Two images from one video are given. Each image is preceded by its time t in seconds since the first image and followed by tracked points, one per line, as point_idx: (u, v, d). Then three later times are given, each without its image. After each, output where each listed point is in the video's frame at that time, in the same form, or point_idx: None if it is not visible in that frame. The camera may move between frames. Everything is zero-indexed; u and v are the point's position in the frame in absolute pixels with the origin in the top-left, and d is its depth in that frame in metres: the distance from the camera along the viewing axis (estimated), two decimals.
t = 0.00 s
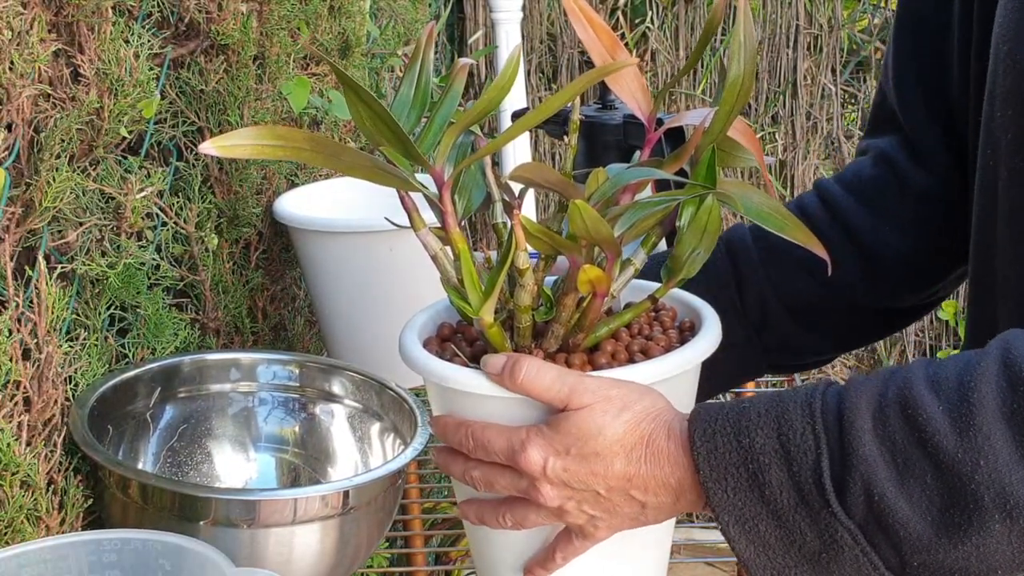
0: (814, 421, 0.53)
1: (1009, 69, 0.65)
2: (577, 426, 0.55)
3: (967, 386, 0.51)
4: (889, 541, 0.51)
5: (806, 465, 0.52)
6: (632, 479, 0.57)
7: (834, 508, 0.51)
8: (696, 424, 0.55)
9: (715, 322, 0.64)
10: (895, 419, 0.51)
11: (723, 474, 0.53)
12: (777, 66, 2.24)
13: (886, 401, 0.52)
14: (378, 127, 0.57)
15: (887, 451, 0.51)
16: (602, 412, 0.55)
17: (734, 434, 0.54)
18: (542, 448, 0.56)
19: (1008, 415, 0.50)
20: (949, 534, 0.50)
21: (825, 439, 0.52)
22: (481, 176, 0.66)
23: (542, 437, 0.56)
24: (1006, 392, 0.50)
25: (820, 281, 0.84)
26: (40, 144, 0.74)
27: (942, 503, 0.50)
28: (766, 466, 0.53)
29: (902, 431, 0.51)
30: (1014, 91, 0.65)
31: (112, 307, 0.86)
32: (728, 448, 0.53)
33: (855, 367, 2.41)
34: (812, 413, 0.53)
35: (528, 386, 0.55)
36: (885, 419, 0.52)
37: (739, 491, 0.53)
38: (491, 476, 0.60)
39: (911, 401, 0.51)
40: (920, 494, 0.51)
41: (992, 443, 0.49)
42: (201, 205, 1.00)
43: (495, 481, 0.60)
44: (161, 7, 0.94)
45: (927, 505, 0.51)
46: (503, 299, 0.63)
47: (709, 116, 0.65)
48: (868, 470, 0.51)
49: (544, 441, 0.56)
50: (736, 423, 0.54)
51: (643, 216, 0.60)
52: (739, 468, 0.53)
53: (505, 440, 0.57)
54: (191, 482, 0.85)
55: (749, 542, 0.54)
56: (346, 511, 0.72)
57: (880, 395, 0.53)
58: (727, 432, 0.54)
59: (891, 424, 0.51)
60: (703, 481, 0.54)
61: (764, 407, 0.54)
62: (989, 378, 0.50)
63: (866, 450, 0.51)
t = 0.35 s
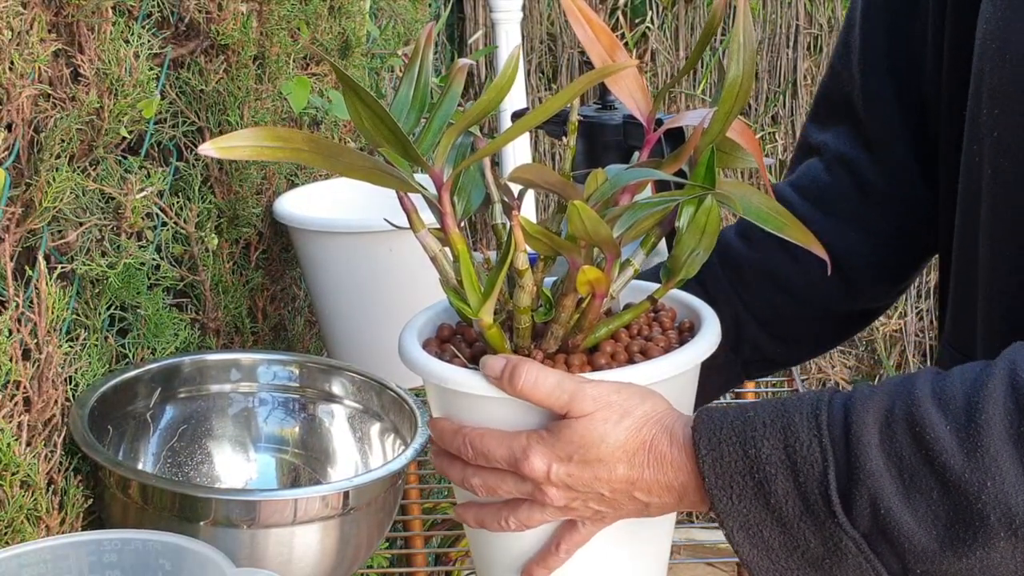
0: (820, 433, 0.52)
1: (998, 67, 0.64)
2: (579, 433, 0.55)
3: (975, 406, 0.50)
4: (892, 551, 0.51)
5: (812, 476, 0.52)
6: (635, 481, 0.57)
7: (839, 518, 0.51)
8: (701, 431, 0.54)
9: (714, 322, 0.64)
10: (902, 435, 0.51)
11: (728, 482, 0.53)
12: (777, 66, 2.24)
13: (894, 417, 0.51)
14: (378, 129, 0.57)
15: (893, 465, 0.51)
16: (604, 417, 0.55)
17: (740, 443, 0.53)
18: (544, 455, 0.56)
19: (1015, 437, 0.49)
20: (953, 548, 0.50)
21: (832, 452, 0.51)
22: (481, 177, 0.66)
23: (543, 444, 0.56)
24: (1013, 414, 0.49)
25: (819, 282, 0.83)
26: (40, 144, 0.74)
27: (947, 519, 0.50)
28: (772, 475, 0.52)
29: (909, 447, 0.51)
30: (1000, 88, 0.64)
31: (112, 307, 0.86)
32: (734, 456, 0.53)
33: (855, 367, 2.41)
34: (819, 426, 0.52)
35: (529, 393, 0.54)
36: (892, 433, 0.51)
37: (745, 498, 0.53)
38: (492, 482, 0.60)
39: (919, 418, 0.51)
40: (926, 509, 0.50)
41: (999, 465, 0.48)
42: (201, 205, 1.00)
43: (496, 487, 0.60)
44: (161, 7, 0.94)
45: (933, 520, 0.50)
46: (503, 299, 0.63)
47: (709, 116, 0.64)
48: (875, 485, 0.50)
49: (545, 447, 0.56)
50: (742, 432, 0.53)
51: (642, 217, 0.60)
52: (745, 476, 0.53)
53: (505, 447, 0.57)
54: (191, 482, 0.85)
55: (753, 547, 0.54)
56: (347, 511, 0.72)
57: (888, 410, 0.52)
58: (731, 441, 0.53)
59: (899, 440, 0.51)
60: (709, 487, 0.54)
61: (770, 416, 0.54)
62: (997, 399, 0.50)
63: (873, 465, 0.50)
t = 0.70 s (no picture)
0: (817, 435, 0.52)
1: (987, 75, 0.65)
2: (578, 432, 0.55)
3: (971, 411, 0.50)
4: (888, 555, 0.51)
5: (809, 478, 0.51)
6: (633, 482, 0.57)
7: (836, 521, 0.51)
8: (699, 432, 0.54)
9: (712, 322, 0.64)
10: (899, 439, 0.51)
11: (725, 484, 0.53)
12: (777, 65, 2.24)
13: (891, 420, 0.51)
14: (378, 129, 0.57)
15: (890, 469, 0.50)
16: (603, 417, 0.55)
17: (738, 445, 0.53)
18: (543, 455, 0.56)
19: (1011, 442, 0.49)
20: (949, 553, 0.50)
21: (829, 454, 0.51)
22: (481, 177, 0.66)
23: (542, 443, 0.56)
24: (1009, 419, 0.49)
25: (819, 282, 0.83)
26: (40, 144, 0.74)
27: (943, 524, 0.50)
28: (769, 477, 0.52)
29: (906, 451, 0.50)
30: (992, 94, 0.65)
31: (112, 307, 0.86)
32: (731, 458, 0.53)
33: (855, 367, 2.41)
34: (816, 428, 0.52)
35: (527, 392, 0.54)
36: (889, 437, 0.51)
37: (741, 500, 0.53)
38: (490, 482, 0.60)
39: (916, 421, 0.51)
40: (922, 513, 0.50)
41: (995, 470, 0.48)
42: (201, 205, 1.00)
43: (495, 486, 0.60)
44: (161, 7, 0.94)
45: (929, 525, 0.50)
46: (503, 300, 0.63)
47: (708, 116, 0.64)
48: (871, 488, 0.50)
49: (544, 447, 0.56)
50: (740, 434, 0.53)
51: (642, 217, 0.60)
52: (741, 478, 0.53)
53: (504, 447, 0.57)
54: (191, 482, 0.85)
55: (749, 549, 0.54)
56: (347, 511, 0.72)
57: (885, 413, 0.52)
58: (729, 443, 0.53)
59: (895, 443, 0.51)
60: (705, 489, 0.54)
61: (768, 418, 0.54)
62: (994, 404, 0.49)
63: (870, 468, 0.50)
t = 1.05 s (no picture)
0: (814, 434, 0.52)
1: (969, 81, 0.64)
2: (578, 432, 0.55)
3: (965, 409, 0.49)
4: (884, 556, 0.51)
5: (805, 478, 0.51)
6: (633, 482, 0.57)
7: (832, 521, 0.51)
8: (698, 431, 0.54)
9: (713, 322, 0.64)
10: (894, 438, 0.50)
11: (722, 483, 0.53)
12: (777, 65, 2.24)
13: (886, 419, 0.51)
14: (378, 130, 0.57)
15: (885, 468, 0.50)
16: (603, 417, 0.55)
17: (735, 445, 0.53)
18: (543, 454, 0.56)
19: (1005, 440, 0.48)
20: (944, 553, 0.49)
21: (825, 453, 0.51)
22: (481, 177, 0.66)
23: (542, 443, 0.56)
24: (1003, 418, 0.48)
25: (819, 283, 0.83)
26: (39, 144, 0.74)
27: (938, 523, 0.49)
28: (765, 477, 0.52)
29: (901, 450, 0.50)
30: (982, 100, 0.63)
31: (112, 307, 0.86)
32: (728, 457, 0.53)
33: (855, 368, 2.41)
34: (812, 426, 0.52)
35: (528, 393, 0.54)
36: (885, 436, 0.50)
37: (739, 500, 0.53)
38: (491, 481, 0.60)
39: (911, 420, 0.50)
40: (917, 512, 0.50)
41: (988, 468, 0.48)
42: (201, 205, 1.00)
43: (495, 486, 0.60)
44: (161, 7, 0.94)
45: (924, 524, 0.50)
46: (503, 300, 0.63)
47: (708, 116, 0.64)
48: (866, 487, 0.50)
49: (544, 447, 0.56)
50: (737, 434, 0.53)
51: (642, 217, 0.60)
52: (738, 478, 0.53)
53: (505, 446, 0.57)
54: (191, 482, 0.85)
55: (747, 549, 0.54)
56: (347, 511, 0.72)
57: (881, 412, 0.52)
58: (726, 443, 0.53)
59: (891, 442, 0.50)
60: (703, 488, 0.53)
61: (765, 418, 0.53)
62: (988, 402, 0.49)
63: (865, 467, 0.50)
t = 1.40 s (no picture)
0: (812, 429, 0.51)
1: (962, 85, 0.64)
2: (578, 429, 0.55)
3: (962, 400, 0.49)
4: (884, 551, 0.50)
5: (804, 473, 0.51)
6: (632, 480, 0.57)
7: (830, 516, 0.50)
8: (697, 428, 0.54)
9: (714, 322, 0.64)
10: (892, 431, 0.50)
11: (720, 479, 0.53)
12: (777, 65, 2.24)
13: (884, 412, 0.51)
14: (378, 130, 0.57)
15: (883, 461, 0.50)
16: (603, 414, 0.55)
17: (733, 440, 0.53)
18: (543, 451, 0.56)
19: (1003, 430, 0.48)
20: (943, 547, 0.49)
21: (823, 448, 0.51)
22: (481, 176, 0.66)
23: (542, 440, 0.56)
24: (1000, 407, 0.48)
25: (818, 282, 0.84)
26: (40, 144, 0.74)
27: (937, 516, 0.49)
28: (763, 472, 0.52)
29: (899, 443, 0.50)
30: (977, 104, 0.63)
31: (112, 307, 0.86)
32: (727, 452, 0.52)
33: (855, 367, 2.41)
34: (810, 421, 0.52)
35: (528, 391, 0.54)
36: (882, 429, 0.50)
37: (737, 496, 0.52)
38: (491, 479, 0.60)
39: (908, 413, 0.50)
40: (916, 506, 0.49)
41: (986, 458, 0.47)
42: (201, 205, 1.00)
43: (495, 484, 0.60)
44: (161, 7, 0.94)
45: (923, 518, 0.49)
46: (504, 300, 0.63)
47: (709, 116, 0.64)
48: (864, 480, 0.49)
49: (544, 444, 0.56)
50: (736, 429, 0.53)
51: (642, 217, 0.60)
52: (737, 474, 0.52)
53: (505, 444, 0.57)
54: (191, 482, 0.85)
55: (746, 547, 0.53)
56: (347, 511, 0.72)
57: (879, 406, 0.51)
58: (724, 439, 0.53)
59: (889, 435, 0.50)
60: (701, 485, 0.53)
61: (764, 414, 0.53)
62: (985, 393, 0.49)
63: (863, 460, 0.50)
